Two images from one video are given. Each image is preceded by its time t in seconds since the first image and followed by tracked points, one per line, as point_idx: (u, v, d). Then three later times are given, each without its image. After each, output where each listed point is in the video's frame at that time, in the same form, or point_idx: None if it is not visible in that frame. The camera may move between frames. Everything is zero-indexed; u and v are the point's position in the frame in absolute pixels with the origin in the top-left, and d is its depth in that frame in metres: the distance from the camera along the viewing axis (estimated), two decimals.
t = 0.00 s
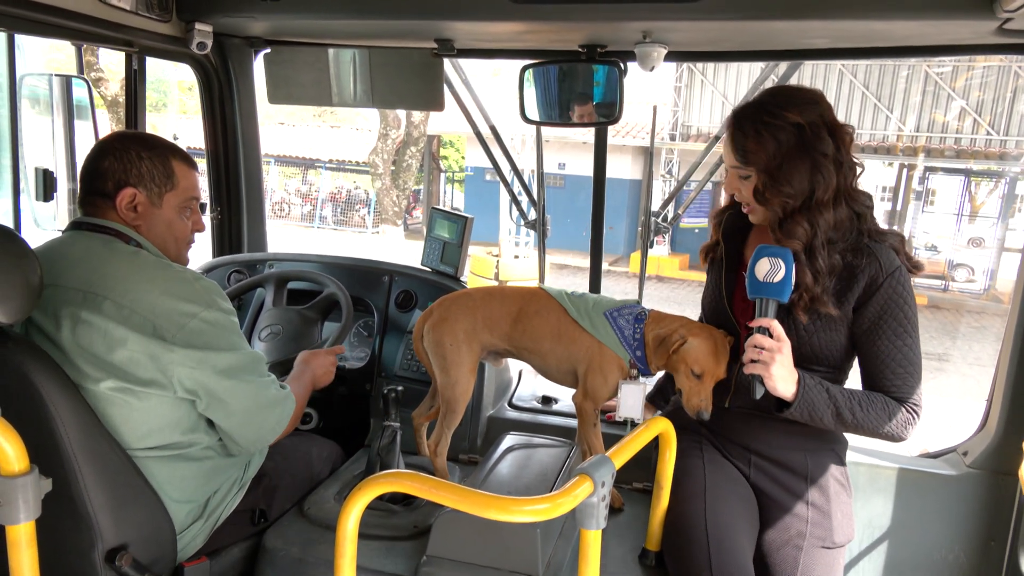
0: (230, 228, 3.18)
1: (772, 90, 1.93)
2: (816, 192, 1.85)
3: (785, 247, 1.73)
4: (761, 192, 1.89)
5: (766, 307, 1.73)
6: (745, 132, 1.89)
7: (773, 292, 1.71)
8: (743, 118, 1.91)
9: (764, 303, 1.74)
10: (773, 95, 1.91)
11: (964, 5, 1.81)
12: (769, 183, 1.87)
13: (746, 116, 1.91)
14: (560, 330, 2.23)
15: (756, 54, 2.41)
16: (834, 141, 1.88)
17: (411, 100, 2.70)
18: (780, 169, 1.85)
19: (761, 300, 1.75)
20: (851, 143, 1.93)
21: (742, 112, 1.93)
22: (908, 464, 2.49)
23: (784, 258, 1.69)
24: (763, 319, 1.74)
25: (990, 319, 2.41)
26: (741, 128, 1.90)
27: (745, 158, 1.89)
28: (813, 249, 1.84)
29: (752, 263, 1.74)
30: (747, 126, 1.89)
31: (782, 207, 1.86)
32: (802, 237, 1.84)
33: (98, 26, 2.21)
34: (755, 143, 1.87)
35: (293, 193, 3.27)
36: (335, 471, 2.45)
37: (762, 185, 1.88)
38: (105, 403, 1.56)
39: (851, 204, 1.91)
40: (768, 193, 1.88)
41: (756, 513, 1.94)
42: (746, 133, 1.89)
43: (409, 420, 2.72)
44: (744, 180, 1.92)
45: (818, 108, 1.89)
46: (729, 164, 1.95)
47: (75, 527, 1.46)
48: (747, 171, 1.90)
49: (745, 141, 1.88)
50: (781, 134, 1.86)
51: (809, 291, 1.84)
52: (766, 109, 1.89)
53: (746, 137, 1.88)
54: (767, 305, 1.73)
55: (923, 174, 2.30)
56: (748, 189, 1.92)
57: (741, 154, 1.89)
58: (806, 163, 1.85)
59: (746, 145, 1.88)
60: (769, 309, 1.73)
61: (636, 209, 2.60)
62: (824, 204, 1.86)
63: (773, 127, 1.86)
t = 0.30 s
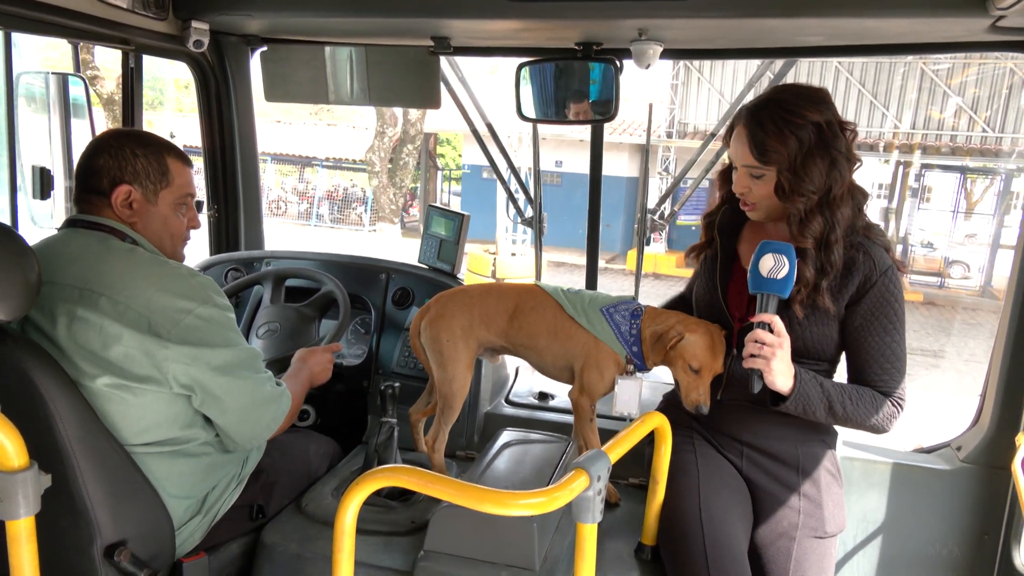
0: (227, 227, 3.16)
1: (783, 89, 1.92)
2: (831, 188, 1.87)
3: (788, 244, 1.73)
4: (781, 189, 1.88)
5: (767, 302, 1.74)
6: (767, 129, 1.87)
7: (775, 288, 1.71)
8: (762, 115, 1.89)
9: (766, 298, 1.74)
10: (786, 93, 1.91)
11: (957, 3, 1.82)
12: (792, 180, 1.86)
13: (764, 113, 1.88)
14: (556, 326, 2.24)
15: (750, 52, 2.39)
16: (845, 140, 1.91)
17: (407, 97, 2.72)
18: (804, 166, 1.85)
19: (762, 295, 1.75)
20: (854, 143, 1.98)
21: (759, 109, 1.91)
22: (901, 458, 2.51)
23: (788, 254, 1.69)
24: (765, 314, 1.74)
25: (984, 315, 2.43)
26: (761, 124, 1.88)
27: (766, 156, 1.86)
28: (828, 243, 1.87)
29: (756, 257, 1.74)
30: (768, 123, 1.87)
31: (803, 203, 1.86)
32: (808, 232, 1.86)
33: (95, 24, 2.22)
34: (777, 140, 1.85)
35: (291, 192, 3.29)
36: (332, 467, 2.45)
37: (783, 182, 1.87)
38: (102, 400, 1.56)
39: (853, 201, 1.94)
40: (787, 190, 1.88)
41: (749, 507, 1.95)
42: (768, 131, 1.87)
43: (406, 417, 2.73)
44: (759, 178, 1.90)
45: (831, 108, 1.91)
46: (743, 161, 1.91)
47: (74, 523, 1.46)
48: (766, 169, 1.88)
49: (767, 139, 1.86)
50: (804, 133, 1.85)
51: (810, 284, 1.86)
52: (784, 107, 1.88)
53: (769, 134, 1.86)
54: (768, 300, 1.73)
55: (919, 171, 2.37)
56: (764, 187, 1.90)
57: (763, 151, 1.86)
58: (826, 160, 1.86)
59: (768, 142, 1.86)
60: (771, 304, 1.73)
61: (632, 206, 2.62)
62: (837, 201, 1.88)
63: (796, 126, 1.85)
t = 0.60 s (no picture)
0: (221, 227, 3.17)
1: (776, 89, 1.93)
2: (822, 187, 1.90)
3: (779, 243, 1.74)
4: (776, 188, 1.89)
5: (761, 301, 1.74)
6: (765, 129, 1.86)
7: (768, 287, 1.71)
8: (760, 115, 1.88)
9: (760, 296, 1.74)
10: (782, 93, 1.91)
11: (945, 3, 1.84)
12: (787, 179, 1.88)
13: (763, 112, 1.88)
14: (549, 324, 2.25)
15: (742, 52, 2.42)
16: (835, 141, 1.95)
17: (399, 97, 2.72)
18: (800, 166, 1.87)
19: (756, 294, 1.76)
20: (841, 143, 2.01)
21: (756, 108, 1.90)
22: (893, 454, 2.53)
23: (781, 253, 1.70)
24: (760, 313, 1.74)
25: (974, 312, 2.46)
26: (759, 123, 1.87)
27: (764, 155, 1.86)
28: (817, 240, 1.89)
29: (749, 257, 1.74)
30: (767, 122, 1.87)
31: (797, 202, 1.87)
32: (799, 230, 1.88)
33: (88, 25, 2.22)
34: (775, 140, 1.85)
35: (284, 191, 3.35)
36: (328, 467, 2.46)
37: (778, 181, 1.88)
38: (96, 400, 1.56)
39: (840, 200, 1.98)
40: (780, 189, 1.89)
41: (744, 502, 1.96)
42: (766, 130, 1.86)
43: (401, 416, 2.74)
44: (754, 177, 1.90)
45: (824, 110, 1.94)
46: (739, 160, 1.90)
47: (71, 523, 1.47)
48: (761, 169, 1.88)
49: (766, 138, 1.85)
50: (800, 133, 1.86)
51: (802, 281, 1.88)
52: (781, 107, 1.88)
53: (767, 133, 1.86)
54: (762, 299, 1.74)
55: (911, 169, 2.35)
56: (758, 186, 1.91)
57: (761, 150, 1.86)
58: (819, 159, 1.89)
59: (766, 141, 1.85)
60: (765, 302, 1.74)
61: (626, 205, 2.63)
62: (826, 199, 1.92)
63: (793, 126, 1.86)
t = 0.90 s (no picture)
0: (220, 229, 3.19)
1: (774, 90, 1.92)
2: (822, 186, 1.95)
3: (777, 242, 1.76)
4: (784, 188, 1.90)
5: (765, 301, 1.76)
6: (774, 130, 1.84)
7: (772, 287, 1.74)
8: (767, 116, 1.86)
9: (763, 297, 1.76)
10: (783, 95, 1.90)
11: (940, 3, 1.85)
12: (791, 179, 1.89)
13: (772, 114, 1.86)
14: (548, 324, 2.27)
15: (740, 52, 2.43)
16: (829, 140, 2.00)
17: (398, 98, 2.73)
18: (805, 167, 1.89)
19: (758, 294, 1.77)
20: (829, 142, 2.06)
21: (760, 108, 1.88)
22: (891, 453, 2.54)
23: (783, 253, 1.73)
24: (765, 313, 1.75)
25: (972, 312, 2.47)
26: (768, 125, 1.85)
27: (774, 157, 1.85)
28: (819, 238, 1.93)
29: (750, 258, 1.76)
30: (774, 124, 1.85)
31: (806, 202, 1.90)
32: (804, 230, 1.91)
33: (87, 26, 2.22)
34: (784, 142, 1.84)
35: (283, 193, 3.28)
36: (328, 466, 2.47)
37: (789, 182, 1.89)
38: (98, 401, 1.57)
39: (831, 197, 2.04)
40: (785, 190, 1.91)
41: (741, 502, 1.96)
42: (776, 132, 1.84)
43: (400, 416, 2.75)
44: (758, 178, 1.89)
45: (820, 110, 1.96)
46: (744, 163, 1.88)
47: (72, 523, 1.48)
48: (767, 170, 1.88)
49: (778, 141, 1.84)
50: (806, 134, 1.88)
51: (805, 278, 1.91)
52: (786, 108, 1.87)
53: (777, 135, 1.84)
54: (766, 299, 1.76)
55: (910, 169, 2.34)
56: (760, 187, 1.90)
57: (771, 152, 1.84)
58: (821, 159, 1.93)
59: (776, 143, 1.84)
60: (769, 303, 1.75)
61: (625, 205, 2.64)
62: (825, 197, 1.96)
63: (799, 127, 1.86)
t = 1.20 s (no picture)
0: (225, 232, 3.19)
1: (769, 94, 1.91)
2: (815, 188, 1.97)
3: (778, 245, 1.77)
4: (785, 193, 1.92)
5: (770, 305, 1.76)
6: (777, 135, 1.83)
7: (776, 290, 1.75)
8: (768, 123, 1.84)
9: (768, 302, 1.76)
10: (780, 100, 1.89)
11: (941, 2, 1.85)
12: (789, 184, 1.91)
13: (776, 121, 1.84)
14: (550, 324, 2.27)
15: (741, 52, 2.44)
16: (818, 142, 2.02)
17: (401, 99, 2.74)
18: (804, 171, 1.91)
19: (762, 299, 1.77)
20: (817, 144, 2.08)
21: (760, 114, 1.86)
22: (894, 452, 2.55)
23: (786, 256, 1.74)
24: (771, 318, 1.76)
25: (974, 311, 2.47)
26: (770, 131, 1.84)
27: (777, 163, 1.83)
28: (813, 239, 1.96)
29: (755, 263, 1.75)
30: (777, 129, 1.84)
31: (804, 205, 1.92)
32: (799, 234, 1.93)
33: (92, 29, 2.24)
34: (787, 148, 1.84)
35: (286, 194, 3.28)
36: (333, 466, 2.47)
37: (791, 187, 1.91)
38: (105, 401, 1.59)
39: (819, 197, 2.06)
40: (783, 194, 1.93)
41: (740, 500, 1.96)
42: (780, 138, 1.83)
43: (404, 416, 2.76)
44: (759, 185, 1.87)
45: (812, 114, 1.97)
46: (744, 170, 1.85)
47: (79, 523, 1.49)
48: (768, 176, 1.87)
49: (784, 148, 1.83)
50: (805, 138, 1.88)
51: (801, 280, 1.94)
52: (785, 113, 1.87)
53: (779, 140, 1.83)
54: (770, 304, 1.75)
55: (912, 168, 2.38)
56: (759, 194, 1.89)
57: (775, 158, 1.83)
58: (816, 162, 1.95)
59: (779, 149, 1.83)
60: (774, 307, 1.75)
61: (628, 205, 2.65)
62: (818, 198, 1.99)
63: (800, 132, 1.86)
